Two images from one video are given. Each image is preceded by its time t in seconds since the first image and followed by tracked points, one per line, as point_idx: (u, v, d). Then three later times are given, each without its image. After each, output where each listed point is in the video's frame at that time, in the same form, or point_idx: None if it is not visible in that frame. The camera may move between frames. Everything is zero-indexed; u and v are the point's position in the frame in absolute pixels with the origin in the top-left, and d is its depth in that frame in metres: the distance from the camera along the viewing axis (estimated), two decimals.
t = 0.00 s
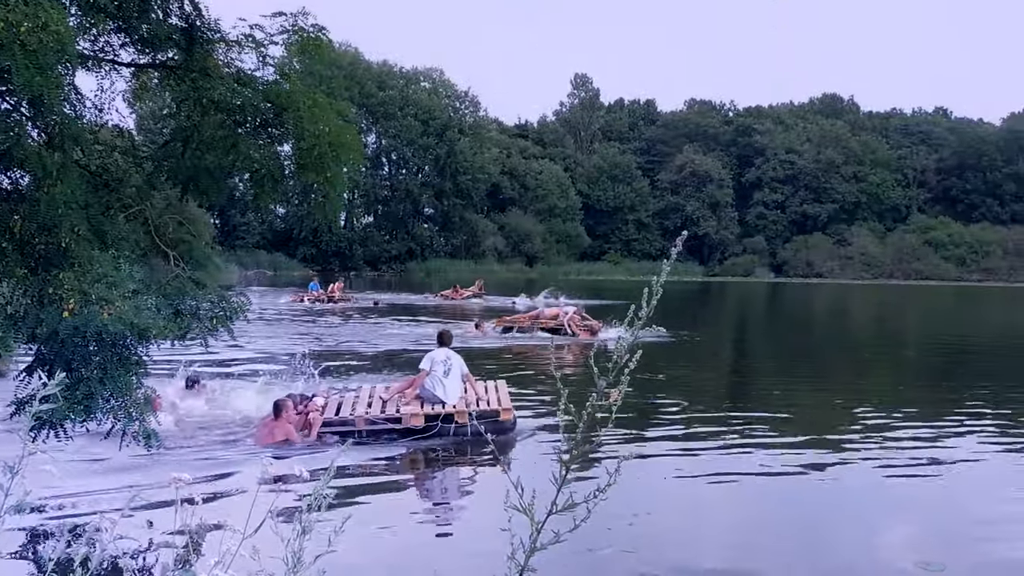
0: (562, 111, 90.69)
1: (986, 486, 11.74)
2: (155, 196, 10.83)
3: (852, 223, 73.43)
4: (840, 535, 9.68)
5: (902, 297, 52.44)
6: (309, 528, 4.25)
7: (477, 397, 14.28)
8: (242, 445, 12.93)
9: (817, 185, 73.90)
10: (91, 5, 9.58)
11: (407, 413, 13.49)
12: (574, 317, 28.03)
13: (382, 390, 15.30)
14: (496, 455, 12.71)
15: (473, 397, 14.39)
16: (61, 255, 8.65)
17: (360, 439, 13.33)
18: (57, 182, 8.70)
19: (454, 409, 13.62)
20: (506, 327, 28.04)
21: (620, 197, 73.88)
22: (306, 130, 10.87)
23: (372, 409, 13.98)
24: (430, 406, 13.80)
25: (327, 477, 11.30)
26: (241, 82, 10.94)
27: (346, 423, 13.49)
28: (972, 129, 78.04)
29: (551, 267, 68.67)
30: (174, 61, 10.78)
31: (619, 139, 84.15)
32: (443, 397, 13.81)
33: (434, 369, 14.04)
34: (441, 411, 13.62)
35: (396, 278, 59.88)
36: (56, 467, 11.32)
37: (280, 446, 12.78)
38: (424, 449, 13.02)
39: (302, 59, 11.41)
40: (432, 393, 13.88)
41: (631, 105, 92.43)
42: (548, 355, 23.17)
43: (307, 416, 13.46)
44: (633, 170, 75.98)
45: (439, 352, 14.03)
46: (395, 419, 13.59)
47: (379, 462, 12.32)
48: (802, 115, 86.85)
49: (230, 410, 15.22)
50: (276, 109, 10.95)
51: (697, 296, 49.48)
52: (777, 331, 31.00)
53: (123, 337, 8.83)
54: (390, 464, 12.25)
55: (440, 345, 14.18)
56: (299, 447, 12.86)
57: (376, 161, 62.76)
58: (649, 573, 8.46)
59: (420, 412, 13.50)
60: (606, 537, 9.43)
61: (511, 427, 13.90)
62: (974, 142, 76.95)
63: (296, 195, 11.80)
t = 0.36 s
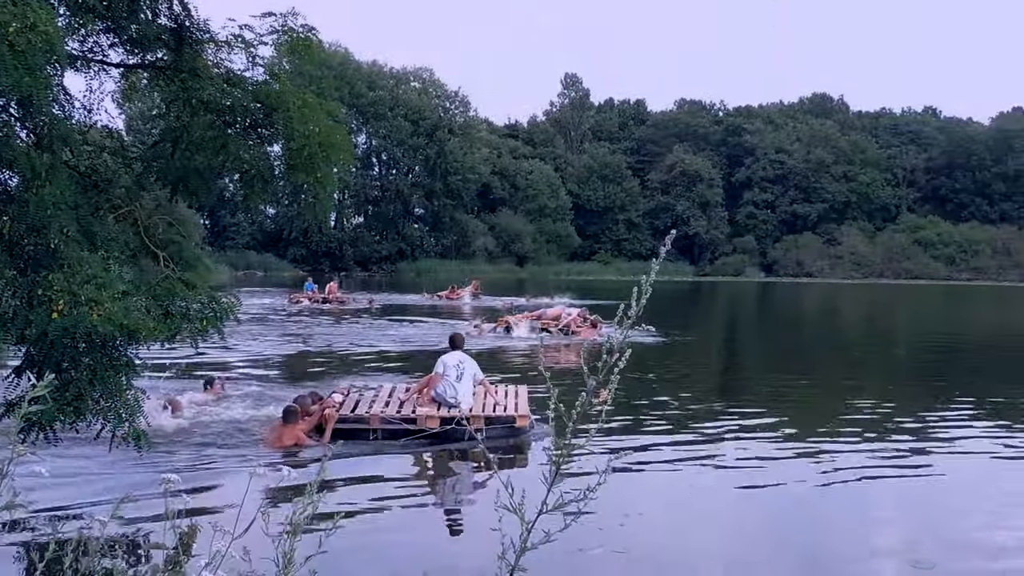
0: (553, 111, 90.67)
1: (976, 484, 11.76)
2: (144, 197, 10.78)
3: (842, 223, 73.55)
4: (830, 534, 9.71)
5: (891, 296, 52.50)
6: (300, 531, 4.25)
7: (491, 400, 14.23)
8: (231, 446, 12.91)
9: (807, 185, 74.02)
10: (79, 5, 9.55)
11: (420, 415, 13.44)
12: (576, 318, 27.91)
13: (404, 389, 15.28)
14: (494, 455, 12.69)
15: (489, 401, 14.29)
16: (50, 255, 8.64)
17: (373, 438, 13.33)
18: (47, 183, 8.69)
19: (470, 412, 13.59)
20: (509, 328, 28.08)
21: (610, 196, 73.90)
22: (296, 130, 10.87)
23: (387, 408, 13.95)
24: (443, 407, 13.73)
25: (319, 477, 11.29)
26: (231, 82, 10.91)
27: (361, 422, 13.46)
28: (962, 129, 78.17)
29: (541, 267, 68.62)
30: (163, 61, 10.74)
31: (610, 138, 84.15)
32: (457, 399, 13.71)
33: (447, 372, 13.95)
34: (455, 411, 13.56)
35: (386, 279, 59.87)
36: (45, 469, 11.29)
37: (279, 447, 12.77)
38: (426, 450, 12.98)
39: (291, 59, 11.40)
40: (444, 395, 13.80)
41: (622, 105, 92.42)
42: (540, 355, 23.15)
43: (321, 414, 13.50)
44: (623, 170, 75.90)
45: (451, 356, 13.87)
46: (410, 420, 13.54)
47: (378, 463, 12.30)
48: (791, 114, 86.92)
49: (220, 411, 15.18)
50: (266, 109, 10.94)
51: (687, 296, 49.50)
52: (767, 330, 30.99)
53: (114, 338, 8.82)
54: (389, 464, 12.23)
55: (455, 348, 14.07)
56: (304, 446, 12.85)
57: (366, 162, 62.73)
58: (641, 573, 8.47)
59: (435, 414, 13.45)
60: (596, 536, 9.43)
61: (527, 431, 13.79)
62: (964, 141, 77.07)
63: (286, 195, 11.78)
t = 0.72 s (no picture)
0: (544, 111, 90.69)
1: (967, 483, 11.79)
2: (134, 198, 10.72)
3: (833, 223, 73.68)
4: (821, 535, 9.70)
5: (881, 297, 52.65)
6: (291, 531, 4.24)
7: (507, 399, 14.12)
8: (222, 447, 12.90)
9: (797, 185, 74.17)
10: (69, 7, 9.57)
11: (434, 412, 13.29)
12: (578, 317, 27.58)
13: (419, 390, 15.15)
14: (493, 456, 12.65)
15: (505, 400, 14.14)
16: (40, 257, 8.64)
17: (388, 439, 13.22)
18: (36, 185, 8.68)
19: (484, 409, 13.46)
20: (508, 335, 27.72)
21: (602, 197, 73.93)
22: (287, 131, 10.88)
23: (402, 408, 13.85)
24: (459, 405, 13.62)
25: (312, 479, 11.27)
26: (221, 83, 10.90)
27: (376, 422, 13.35)
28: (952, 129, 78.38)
29: (532, 268, 68.66)
30: (154, 62, 10.72)
31: (601, 140, 84.19)
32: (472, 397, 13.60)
33: (464, 370, 13.93)
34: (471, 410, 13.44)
35: (378, 280, 59.78)
36: (36, 471, 11.25)
37: (277, 449, 12.75)
38: (430, 451, 12.92)
39: (282, 60, 11.40)
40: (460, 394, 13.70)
41: (613, 106, 92.48)
42: (533, 355, 23.14)
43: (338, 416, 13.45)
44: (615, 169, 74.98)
45: (468, 355, 13.90)
46: (424, 418, 13.41)
47: (379, 464, 12.26)
48: (782, 115, 87.03)
49: (212, 411, 15.16)
50: (257, 110, 10.92)
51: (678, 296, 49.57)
52: (759, 331, 31.04)
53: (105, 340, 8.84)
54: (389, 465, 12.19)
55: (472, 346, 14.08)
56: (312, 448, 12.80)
57: (358, 162, 62.73)
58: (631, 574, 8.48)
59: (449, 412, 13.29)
60: (587, 538, 9.42)
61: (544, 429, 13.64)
62: (954, 142, 77.28)
63: (278, 197, 11.75)
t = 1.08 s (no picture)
0: (535, 112, 90.76)
1: (955, 484, 11.83)
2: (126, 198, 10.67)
3: (824, 225, 73.85)
4: (811, 536, 9.73)
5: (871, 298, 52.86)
6: (281, 531, 4.24)
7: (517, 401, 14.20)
8: (213, 447, 12.91)
9: (789, 187, 74.38)
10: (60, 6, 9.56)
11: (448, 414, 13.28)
12: (579, 320, 27.66)
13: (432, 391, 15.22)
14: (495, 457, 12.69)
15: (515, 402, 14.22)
16: (31, 257, 8.57)
17: (400, 439, 13.27)
18: (27, 185, 8.69)
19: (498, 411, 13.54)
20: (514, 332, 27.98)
21: (593, 198, 73.95)
22: (278, 131, 10.87)
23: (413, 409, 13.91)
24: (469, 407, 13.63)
25: (303, 480, 11.27)
26: (213, 84, 10.88)
27: (389, 422, 13.40)
28: (942, 132, 78.62)
29: (524, 269, 68.66)
30: (145, 62, 10.70)
31: (592, 141, 84.28)
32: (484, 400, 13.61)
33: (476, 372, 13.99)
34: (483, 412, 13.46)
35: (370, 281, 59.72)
36: (27, 471, 11.24)
37: (269, 450, 12.77)
38: (430, 453, 12.97)
39: (274, 60, 11.40)
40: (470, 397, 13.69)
41: (604, 107, 92.62)
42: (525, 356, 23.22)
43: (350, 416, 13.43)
44: (605, 171, 75.69)
45: (477, 357, 13.86)
46: (438, 419, 13.47)
47: (373, 465, 12.28)
48: (773, 117, 87.22)
49: (204, 412, 15.17)
50: (249, 110, 10.91)
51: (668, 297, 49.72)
52: (751, 333, 31.05)
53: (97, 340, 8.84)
54: (389, 466, 12.22)
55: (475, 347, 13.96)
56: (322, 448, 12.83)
57: (350, 163, 62.77)
58: None
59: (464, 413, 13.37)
60: (579, 540, 9.42)
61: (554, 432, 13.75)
62: (944, 144, 77.50)
63: (271, 199, 11.75)
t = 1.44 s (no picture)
0: (527, 113, 90.76)
1: (945, 485, 11.87)
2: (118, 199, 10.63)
3: (816, 225, 73.93)
4: (802, 536, 9.74)
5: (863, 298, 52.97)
6: (273, 533, 4.24)
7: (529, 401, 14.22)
8: (204, 448, 12.90)
9: (780, 188, 74.48)
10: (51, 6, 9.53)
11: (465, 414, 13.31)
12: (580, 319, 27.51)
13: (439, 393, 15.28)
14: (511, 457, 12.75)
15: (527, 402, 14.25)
16: (21, 257, 8.52)
17: (418, 440, 13.27)
18: (18, 185, 8.63)
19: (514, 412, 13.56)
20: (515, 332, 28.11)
21: (585, 198, 73.90)
22: (270, 131, 10.86)
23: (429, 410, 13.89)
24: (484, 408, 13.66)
25: (295, 480, 11.27)
26: (204, 84, 10.88)
27: (406, 424, 13.37)
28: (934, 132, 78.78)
29: (516, 270, 68.45)
30: (136, 62, 10.68)
31: (584, 141, 84.27)
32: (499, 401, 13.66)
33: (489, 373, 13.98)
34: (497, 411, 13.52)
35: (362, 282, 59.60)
36: (17, 473, 11.21)
37: (262, 450, 12.76)
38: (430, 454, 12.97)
39: (265, 61, 11.40)
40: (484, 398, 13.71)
41: (596, 107, 92.66)
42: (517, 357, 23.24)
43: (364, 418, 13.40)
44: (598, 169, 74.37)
45: (490, 358, 13.89)
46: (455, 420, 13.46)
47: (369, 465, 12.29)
48: (765, 117, 87.33)
49: (196, 413, 15.17)
50: (240, 110, 10.91)
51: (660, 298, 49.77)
52: (743, 334, 31.02)
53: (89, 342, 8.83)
54: (387, 466, 12.24)
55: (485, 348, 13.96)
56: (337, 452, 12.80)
57: (341, 163, 62.72)
58: None
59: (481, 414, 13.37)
60: (571, 540, 9.43)
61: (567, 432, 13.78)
62: (935, 145, 77.66)
63: (263, 199, 11.72)
